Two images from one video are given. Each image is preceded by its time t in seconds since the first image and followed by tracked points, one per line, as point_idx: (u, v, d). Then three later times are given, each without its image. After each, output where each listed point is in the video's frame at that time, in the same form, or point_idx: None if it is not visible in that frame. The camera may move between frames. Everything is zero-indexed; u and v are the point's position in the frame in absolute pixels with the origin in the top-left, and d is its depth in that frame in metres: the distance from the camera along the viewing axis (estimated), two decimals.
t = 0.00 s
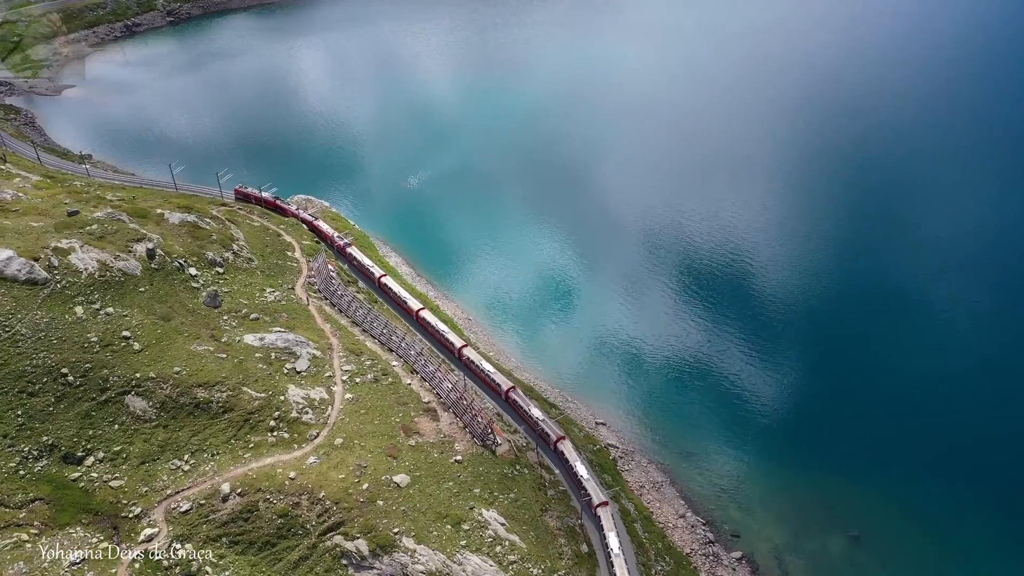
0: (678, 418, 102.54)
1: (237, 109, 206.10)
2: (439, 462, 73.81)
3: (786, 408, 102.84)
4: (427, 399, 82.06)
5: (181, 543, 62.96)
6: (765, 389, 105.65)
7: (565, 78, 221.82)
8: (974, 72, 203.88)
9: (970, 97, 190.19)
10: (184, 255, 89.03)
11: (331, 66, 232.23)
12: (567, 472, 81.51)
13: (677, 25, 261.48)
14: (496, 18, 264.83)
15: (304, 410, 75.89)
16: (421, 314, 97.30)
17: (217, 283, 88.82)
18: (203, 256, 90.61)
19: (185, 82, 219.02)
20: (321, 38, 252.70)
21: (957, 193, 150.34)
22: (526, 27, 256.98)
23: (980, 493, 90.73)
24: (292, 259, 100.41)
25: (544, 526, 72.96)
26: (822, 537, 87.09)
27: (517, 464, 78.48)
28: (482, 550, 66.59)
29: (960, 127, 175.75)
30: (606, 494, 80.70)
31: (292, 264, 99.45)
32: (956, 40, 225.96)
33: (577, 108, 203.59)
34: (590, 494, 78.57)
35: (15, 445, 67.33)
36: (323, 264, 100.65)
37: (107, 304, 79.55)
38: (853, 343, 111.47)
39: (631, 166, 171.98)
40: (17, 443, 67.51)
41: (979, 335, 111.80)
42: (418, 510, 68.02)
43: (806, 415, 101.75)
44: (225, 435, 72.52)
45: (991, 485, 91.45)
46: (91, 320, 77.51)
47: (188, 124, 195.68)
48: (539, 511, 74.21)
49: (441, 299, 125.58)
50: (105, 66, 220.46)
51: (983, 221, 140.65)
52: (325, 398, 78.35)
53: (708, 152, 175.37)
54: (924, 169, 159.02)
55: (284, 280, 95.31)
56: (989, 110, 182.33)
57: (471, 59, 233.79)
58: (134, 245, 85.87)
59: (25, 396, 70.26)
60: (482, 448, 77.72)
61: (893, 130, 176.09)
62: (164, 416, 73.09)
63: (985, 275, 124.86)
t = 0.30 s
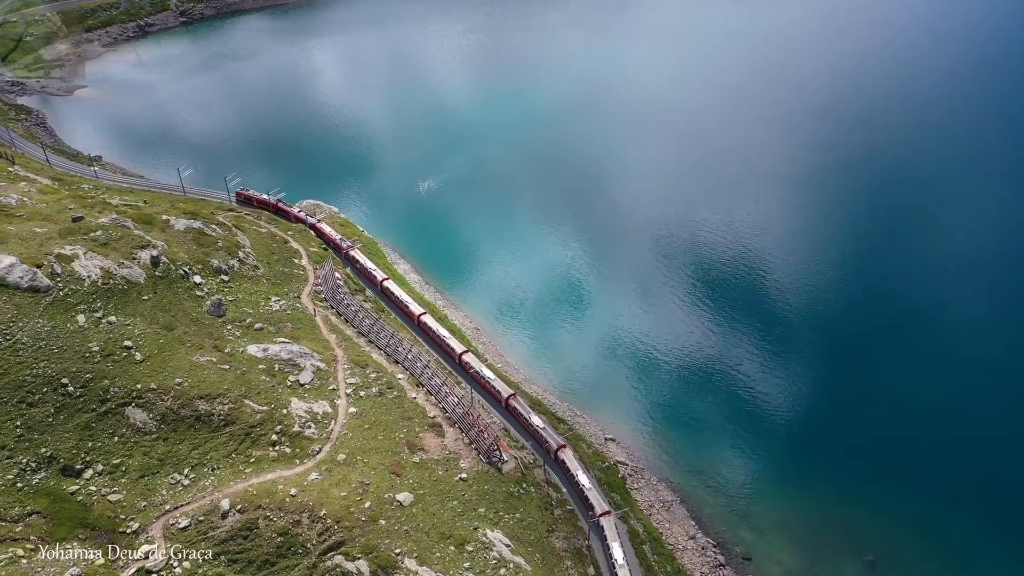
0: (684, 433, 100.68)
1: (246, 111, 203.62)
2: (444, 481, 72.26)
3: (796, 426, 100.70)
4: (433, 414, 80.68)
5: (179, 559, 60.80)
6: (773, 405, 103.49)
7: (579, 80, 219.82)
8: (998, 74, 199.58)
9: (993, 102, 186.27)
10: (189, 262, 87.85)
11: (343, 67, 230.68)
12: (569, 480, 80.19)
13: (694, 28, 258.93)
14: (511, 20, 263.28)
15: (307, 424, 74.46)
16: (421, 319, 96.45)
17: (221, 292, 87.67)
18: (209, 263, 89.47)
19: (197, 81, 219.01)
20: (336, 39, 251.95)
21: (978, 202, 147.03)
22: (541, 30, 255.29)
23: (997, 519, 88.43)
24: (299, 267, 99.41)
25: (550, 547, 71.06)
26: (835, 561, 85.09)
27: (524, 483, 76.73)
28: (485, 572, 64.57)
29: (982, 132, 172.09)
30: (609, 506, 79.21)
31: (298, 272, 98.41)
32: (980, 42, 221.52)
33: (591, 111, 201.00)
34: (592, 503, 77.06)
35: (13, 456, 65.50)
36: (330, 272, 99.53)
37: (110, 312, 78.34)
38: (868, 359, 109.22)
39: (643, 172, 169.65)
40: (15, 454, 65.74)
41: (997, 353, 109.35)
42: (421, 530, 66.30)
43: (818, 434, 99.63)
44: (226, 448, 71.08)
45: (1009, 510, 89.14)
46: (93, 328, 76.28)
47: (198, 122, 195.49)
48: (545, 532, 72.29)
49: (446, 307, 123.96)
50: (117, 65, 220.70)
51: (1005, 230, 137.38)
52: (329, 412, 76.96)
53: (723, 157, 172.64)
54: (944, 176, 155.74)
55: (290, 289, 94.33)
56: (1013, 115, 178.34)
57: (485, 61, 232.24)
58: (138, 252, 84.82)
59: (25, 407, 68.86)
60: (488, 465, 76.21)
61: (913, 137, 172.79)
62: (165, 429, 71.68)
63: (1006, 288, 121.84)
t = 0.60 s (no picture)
0: (694, 447, 99.60)
1: (257, 112, 201.96)
2: (448, 499, 70.74)
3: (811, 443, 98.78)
4: (438, 429, 79.44)
5: None
6: (785, 419, 102.03)
7: (592, 83, 217.98)
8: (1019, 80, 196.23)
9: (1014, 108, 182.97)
10: (193, 271, 86.92)
11: (356, 67, 229.81)
12: (569, 490, 79.50)
13: (710, 31, 256.42)
14: (524, 23, 261.80)
15: (309, 439, 73.09)
16: (424, 324, 96.00)
17: (225, 301, 86.67)
18: (213, 271, 88.75)
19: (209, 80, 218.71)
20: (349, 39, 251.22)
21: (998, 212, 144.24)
22: (555, 32, 253.58)
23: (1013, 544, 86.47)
24: (305, 275, 99.07)
25: (556, 567, 69.21)
26: None
27: (530, 502, 75.10)
28: None
29: (1002, 138, 168.98)
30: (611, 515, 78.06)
31: (305, 280, 97.98)
32: (1002, 46, 217.96)
33: (604, 114, 198.83)
34: (595, 513, 76.31)
35: (11, 468, 63.20)
36: (337, 281, 98.71)
37: (112, 321, 76.88)
38: (885, 375, 106.93)
39: (656, 177, 167.76)
40: (13, 466, 63.40)
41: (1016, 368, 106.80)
42: (424, 550, 64.69)
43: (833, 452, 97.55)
44: (226, 463, 69.57)
45: None
46: (95, 337, 74.64)
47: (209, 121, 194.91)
48: (552, 553, 70.42)
49: (453, 312, 123.19)
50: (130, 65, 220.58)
51: None
52: (332, 426, 75.70)
53: (739, 163, 170.22)
54: (963, 185, 152.95)
55: (296, 298, 93.43)
56: None
57: (499, 63, 230.70)
58: (142, 260, 83.73)
59: (24, 417, 66.65)
60: (493, 483, 74.64)
61: (934, 143, 169.42)
62: (165, 441, 69.92)
63: None
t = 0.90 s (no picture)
0: (707, 464, 98.35)
1: (268, 114, 199.70)
2: (452, 518, 69.08)
3: (822, 464, 97.43)
4: (443, 445, 77.85)
5: None
6: (795, 432, 101.16)
7: (608, 85, 215.63)
8: None
9: None
10: (198, 279, 85.86)
11: (371, 69, 228.20)
12: (574, 507, 77.76)
13: (727, 34, 253.45)
14: (541, 26, 259.50)
15: (312, 454, 71.62)
16: (426, 328, 95.98)
17: (230, 310, 85.43)
18: (218, 280, 87.59)
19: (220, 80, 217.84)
20: (363, 40, 249.81)
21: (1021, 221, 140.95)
22: (570, 36, 251.36)
23: None
24: (312, 283, 97.86)
25: None
26: None
27: (536, 522, 73.23)
28: None
29: None
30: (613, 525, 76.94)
31: (311, 288, 96.75)
32: None
33: (618, 118, 196.42)
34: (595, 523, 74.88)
35: (8, 481, 61.92)
36: (343, 289, 97.34)
37: (114, 331, 75.60)
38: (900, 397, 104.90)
39: (670, 181, 165.59)
40: (10, 479, 62.10)
41: None
42: (426, 573, 63.03)
43: (845, 477, 96.05)
44: (226, 479, 68.12)
45: None
46: (96, 347, 73.34)
47: (219, 121, 193.83)
48: None
49: (460, 316, 122.51)
50: (142, 65, 220.26)
51: None
52: (334, 441, 74.17)
53: (754, 169, 167.54)
54: (986, 194, 149.64)
55: (301, 307, 92.13)
56: None
57: (514, 65, 228.58)
58: (145, 268, 82.56)
59: (23, 428, 65.27)
60: (498, 503, 72.79)
61: (956, 151, 165.91)
62: (165, 455, 68.45)
63: None
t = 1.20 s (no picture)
0: (718, 482, 96.76)
1: (280, 114, 198.22)
2: (456, 539, 67.44)
3: (836, 479, 95.74)
4: (448, 462, 76.45)
5: None
6: (807, 443, 100.41)
7: (623, 88, 213.47)
8: None
9: None
10: (202, 287, 84.93)
11: (385, 70, 227.18)
12: (581, 528, 76.39)
13: (744, 38, 250.76)
14: (555, 29, 257.68)
15: (313, 471, 70.24)
16: (427, 333, 96.37)
17: (233, 320, 84.38)
18: (222, 288, 86.72)
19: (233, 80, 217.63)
20: (377, 42, 248.78)
21: None
22: (585, 38, 249.48)
23: None
24: (318, 291, 97.04)
25: None
26: None
27: (542, 543, 71.51)
28: None
29: None
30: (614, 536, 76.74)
31: (317, 297, 95.97)
32: None
33: (634, 121, 193.65)
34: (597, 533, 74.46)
35: (3, 493, 60.20)
36: (350, 298, 96.54)
37: (116, 341, 74.32)
38: (918, 415, 102.66)
39: (685, 184, 163.40)
40: (6, 492, 60.39)
41: None
42: None
43: (862, 494, 94.00)
44: (226, 495, 66.62)
45: None
46: (97, 356, 71.90)
47: (231, 120, 193.40)
48: None
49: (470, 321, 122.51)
50: (155, 65, 220.38)
51: None
52: (337, 457, 72.79)
53: (770, 174, 164.93)
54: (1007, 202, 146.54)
55: (306, 317, 91.03)
56: None
57: (527, 68, 226.86)
58: (149, 275, 81.52)
59: (21, 440, 63.64)
60: (504, 523, 71.12)
61: (977, 158, 162.78)
62: (164, 469, 66.79)
63: None
